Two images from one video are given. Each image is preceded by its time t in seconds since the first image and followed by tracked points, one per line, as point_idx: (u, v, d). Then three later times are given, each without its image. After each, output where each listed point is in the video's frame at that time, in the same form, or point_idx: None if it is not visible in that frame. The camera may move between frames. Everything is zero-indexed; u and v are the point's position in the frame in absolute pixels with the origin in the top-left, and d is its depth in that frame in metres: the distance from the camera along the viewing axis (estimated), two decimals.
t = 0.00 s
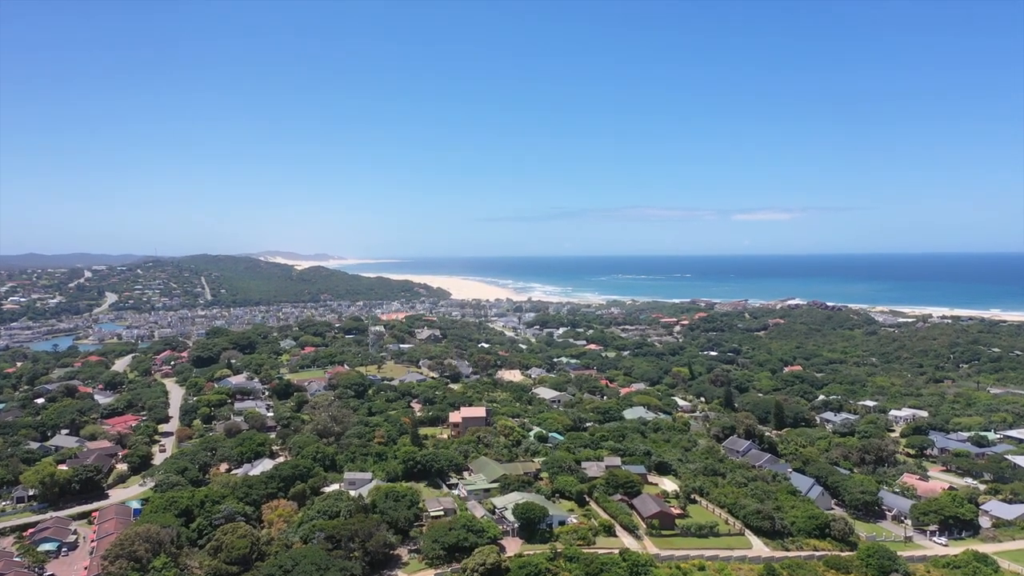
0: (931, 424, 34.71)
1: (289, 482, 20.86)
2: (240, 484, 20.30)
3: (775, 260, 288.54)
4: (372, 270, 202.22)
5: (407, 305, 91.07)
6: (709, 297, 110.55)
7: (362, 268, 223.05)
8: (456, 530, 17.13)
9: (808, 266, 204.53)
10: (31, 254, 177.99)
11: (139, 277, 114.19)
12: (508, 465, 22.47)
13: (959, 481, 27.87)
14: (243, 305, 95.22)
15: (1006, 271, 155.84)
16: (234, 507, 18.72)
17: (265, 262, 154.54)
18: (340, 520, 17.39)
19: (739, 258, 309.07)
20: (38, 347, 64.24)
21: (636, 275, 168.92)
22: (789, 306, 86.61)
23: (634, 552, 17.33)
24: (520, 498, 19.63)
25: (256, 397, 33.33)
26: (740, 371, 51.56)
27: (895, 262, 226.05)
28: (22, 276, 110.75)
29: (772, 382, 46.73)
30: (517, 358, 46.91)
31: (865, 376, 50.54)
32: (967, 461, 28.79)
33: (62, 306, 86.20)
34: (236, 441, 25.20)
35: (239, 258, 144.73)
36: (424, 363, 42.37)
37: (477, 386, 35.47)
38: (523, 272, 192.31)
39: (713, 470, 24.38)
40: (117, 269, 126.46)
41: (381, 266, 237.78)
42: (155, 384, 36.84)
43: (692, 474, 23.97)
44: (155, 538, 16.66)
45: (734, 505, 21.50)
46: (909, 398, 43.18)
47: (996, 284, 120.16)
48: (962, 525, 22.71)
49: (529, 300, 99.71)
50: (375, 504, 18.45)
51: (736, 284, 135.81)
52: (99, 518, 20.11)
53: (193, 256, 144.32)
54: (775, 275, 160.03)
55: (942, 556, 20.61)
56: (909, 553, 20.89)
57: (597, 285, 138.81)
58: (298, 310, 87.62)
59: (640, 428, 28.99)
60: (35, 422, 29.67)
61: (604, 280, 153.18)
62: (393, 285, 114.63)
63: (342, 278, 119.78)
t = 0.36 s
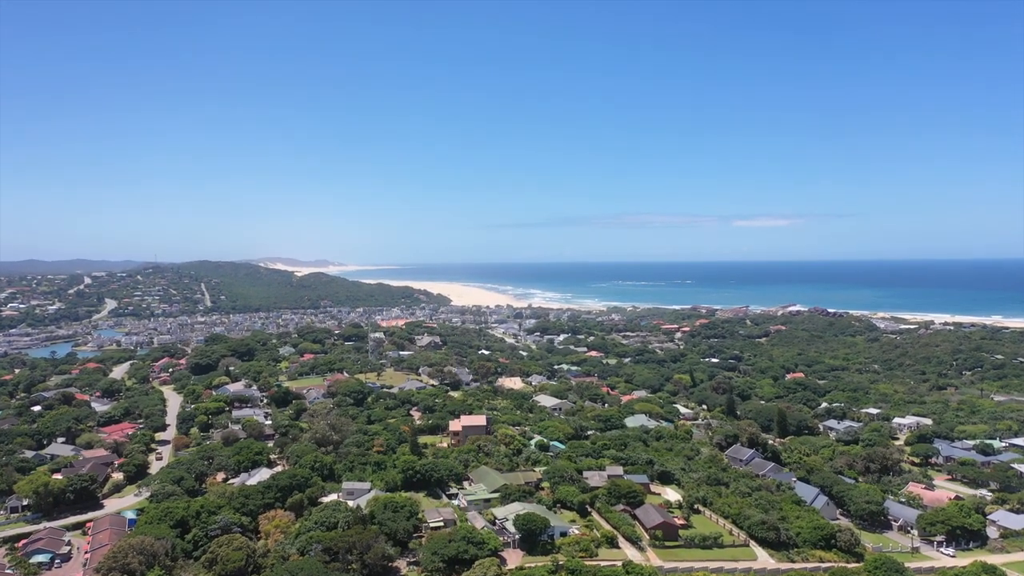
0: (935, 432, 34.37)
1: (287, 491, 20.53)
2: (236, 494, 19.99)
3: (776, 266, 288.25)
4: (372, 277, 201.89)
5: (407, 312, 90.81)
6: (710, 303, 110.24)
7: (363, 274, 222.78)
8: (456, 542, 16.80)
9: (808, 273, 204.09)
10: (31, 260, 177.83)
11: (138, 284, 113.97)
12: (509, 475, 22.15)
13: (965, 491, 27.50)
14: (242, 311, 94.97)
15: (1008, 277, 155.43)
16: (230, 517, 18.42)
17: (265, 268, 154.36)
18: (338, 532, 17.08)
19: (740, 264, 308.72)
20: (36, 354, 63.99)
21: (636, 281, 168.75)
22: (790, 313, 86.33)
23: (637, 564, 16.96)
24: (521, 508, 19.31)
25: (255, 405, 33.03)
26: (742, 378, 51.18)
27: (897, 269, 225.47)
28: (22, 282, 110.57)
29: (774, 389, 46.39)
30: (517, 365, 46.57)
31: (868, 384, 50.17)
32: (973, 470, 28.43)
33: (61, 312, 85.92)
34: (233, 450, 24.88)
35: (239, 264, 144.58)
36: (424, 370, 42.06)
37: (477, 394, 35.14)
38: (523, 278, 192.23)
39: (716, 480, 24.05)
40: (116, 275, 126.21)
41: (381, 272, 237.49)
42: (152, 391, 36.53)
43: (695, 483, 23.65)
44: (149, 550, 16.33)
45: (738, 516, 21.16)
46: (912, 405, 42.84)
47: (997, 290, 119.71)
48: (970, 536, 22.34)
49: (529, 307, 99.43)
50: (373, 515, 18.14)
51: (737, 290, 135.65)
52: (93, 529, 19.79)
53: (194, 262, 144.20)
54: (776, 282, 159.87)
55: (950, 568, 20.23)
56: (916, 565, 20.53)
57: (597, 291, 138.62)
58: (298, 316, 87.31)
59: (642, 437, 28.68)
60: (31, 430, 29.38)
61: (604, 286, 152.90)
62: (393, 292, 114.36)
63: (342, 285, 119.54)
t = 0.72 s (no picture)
0: (940, 440, 34.04)
1: (284, 501, 20.20)
2: (232, 504, 19.67)
3: (776, 273, 288.04)
4: (372, 283, 201.89)
5: (407, 318, 90.47)
6: (711, 310, 109.96)
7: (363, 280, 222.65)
8: (455, 554, 16.49)
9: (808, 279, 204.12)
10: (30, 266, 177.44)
11: (138, 290, 113.75)
12: (509, 484, 21.83)
13: (971, 500, 27.15)
14: (242, 318, 94.71)
15: (1009, 284, 155.43)
16: (226, 528, 18.12)
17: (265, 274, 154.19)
18: (335, 543, 16.79)
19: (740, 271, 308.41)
20: (34, 361, 63.62)
21: (636, 288, 168.52)
22: (791, 319, 86.09)
23: None
24: (522, 519, 18.98)
25: (252, 412, 32.74)
26: (743, 385, 50.89)
27: (897, 275, 225.25)
28: (21, 288, 110.25)
29: (776, 397, 46.11)
30: (517, 372, 46.28)
31: (870, 391, 49.85)
32: (979, 479, 28.07)
33: (60, 319, 85.67)
34: (230, 458, 24.56)
35: (239, 271, 144.40)
36: (423, 377, 41.78)
37: (477, 402, 34.84)
38: (523, 284, 192.16)
39: (719, 489, 23.74)
40: (116, 281, 125.90)
41: (382, 279, 237.68)
42: (149, 398, 36.26)
43: (698, 493, 23.32)
44: (142, 562, 16.01)
45: (742, 526, 20.82)
46: (916, 413, 42.51)
47: (998, 297, 119.35)
48: (977, 546, 21.98)
49: (529, 313, 99.16)
50: (371, 527, 17.83)
51: (737, 297, 135.45)
52: (86, 540, 19.46)
53: (194, 269, 143.97)
54: (777, 288, 159.64)
55: None
56: None
57: (598, 297, 138.37)
58: (297, 323, 86.99)
59: (643, 445, 28.36)
60: (26, 438, 29.05)
61: (604, 292, 152.62)
62: (393, 298, 114.14)
63: (342, 291, 119.33)
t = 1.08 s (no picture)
0: (944, 448, 33.74)
1: (281, 511, 19.88)
2: (228, 514, 19.35)
3: (776, 278, 287.81)
4: (371, 289, 201.77)
5: (407, 325, 90.17)
6: (711, 316, 109.64)
7: (362, 286, 222.72)
8: (455, 565, 16.17)
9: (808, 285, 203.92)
10: (30, 273, 177.33)
11: (137, 296, 113.51)
12: (510, 494, 21.50)
13: (976, 509, 26.80)
14: (241, 324, 94.42)
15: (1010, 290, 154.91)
16: (222, 539, 17.80)
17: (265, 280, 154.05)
18: (332, 555, 16.47)
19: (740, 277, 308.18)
20: (32, 367, 63.31)
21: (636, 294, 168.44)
22: (792, 326, 85.85)
23: None
24: (523, 529, 18.65)
25: (250, 420, 32.43)
26: (745, 392, 50.58)
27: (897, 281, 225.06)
28: (20, 295, 109.96)
29: (777, 404, 45.80)
30: (517, 379, 45.97)
31: (873, 398, 49.53)
32: (984, 487, 27.75)
33: (59, 325, 85.39)
34: (226, 467, 24.24)
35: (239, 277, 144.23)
36: (423, 385, 41.47)
37: (477, 409, 34.53)
38: (523, 290, 191.92)
39: (722, 498, 23.42)
40: (116, 287, 125.78)
41: (382, 285, 237.78)
42: (147, 406, 35.95)
43: (701, 502, 22.98)
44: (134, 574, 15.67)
45: (746, 537, 20.49)
46: (919, 420, 42.17)
47: (999, 303, 119.08)
48: (985, 557, 21.59)
49: (529, 320, 98.89)
50: (369, 538, 17.51)
51: (738, 303, 135.20)
52: (79, 550, 19.13)
53: (193, 274, 143.79)
54: (777, 295, 159.50)
55: None
56: None
57: (598, 304, 138.14)
58: (297, 329, 86.66)
59: (645, 453, 28.06)
60: (21, 446, 28.73)
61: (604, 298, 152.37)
62: (393, 304, 113.87)
63: (342, 297, 119.10)
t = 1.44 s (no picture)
0: (948, 456, 33.41)
1: (277, 522, 19.56)
2: (224, 525, 19.00)
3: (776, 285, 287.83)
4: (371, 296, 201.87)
5: (407, 331, 89.84)
6: (712, 322, 109.37)
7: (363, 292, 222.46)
8: None
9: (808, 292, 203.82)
10: (30, 279, 177.37)
11: (137, 302, 113.23)
12: (510, 504, 21.18)
13: (983, 519, 26.45)
14: (240, 330, 94.07)
15: (1012, 296, 154.40)
16: (217, 550, 17.47)
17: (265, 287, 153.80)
18: (328, 567, 16.14)
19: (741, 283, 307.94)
20: (30, 374, 63.02)
21: (636, 300, 168.19)
22: (793, 332, 85.57)
23: None
24: (524, 540, 18.32)
25: (248, 428, 32.12)
26: (747, 399, 50.21)
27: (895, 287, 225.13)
28: (19, 301, 109.66)
29: (780, 411, 45.44)
30: (518, 386, 45.66)
31: (875, 405, 49.17)
32: (990, 496, 27.41)
33: (58, 331, 85.05)
34: (223, 476, 23.90)
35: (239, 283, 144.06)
36: (422, 392, 41.14)
37: (477, 417, 34.21)
38: (523, 296, 191.60)
39: (725, 508, 23.10)
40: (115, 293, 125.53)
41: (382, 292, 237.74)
42: (143, 413, 35.59)
43: (704, 512, 22.65)
44: None
45: (750, 548, 20.13)
46: (923, 428, 41.81)
47: (1000, 309, 118.85)
48: (993, 568, 21.19)
49: (529, 326, 98.55)
50: (366, 550, 17.17)
51: (739, 309, 134.87)
52: (72, 562, 18.78)
53: (193, 281, 143.58)
54: (778, 301, 159.32)
55: None
56: None
57: (598, 310, 137.65)
58: (296, 336, 86.35)
59: (647, 462, 27.73)
60: (15, 455, 28.39)
61: (604, 305, 152.03)
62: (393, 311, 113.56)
63: (342, 304, 118.84)
